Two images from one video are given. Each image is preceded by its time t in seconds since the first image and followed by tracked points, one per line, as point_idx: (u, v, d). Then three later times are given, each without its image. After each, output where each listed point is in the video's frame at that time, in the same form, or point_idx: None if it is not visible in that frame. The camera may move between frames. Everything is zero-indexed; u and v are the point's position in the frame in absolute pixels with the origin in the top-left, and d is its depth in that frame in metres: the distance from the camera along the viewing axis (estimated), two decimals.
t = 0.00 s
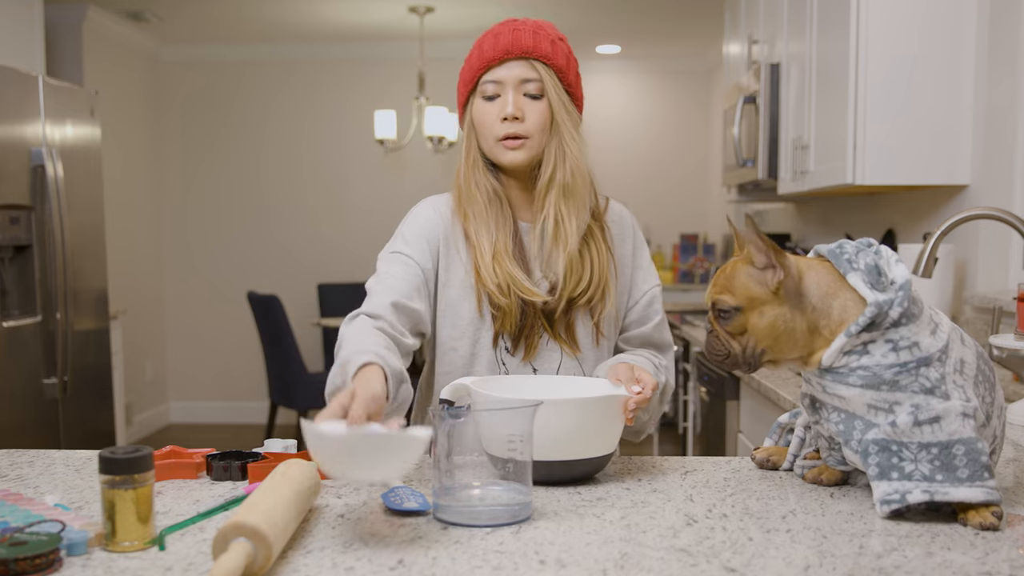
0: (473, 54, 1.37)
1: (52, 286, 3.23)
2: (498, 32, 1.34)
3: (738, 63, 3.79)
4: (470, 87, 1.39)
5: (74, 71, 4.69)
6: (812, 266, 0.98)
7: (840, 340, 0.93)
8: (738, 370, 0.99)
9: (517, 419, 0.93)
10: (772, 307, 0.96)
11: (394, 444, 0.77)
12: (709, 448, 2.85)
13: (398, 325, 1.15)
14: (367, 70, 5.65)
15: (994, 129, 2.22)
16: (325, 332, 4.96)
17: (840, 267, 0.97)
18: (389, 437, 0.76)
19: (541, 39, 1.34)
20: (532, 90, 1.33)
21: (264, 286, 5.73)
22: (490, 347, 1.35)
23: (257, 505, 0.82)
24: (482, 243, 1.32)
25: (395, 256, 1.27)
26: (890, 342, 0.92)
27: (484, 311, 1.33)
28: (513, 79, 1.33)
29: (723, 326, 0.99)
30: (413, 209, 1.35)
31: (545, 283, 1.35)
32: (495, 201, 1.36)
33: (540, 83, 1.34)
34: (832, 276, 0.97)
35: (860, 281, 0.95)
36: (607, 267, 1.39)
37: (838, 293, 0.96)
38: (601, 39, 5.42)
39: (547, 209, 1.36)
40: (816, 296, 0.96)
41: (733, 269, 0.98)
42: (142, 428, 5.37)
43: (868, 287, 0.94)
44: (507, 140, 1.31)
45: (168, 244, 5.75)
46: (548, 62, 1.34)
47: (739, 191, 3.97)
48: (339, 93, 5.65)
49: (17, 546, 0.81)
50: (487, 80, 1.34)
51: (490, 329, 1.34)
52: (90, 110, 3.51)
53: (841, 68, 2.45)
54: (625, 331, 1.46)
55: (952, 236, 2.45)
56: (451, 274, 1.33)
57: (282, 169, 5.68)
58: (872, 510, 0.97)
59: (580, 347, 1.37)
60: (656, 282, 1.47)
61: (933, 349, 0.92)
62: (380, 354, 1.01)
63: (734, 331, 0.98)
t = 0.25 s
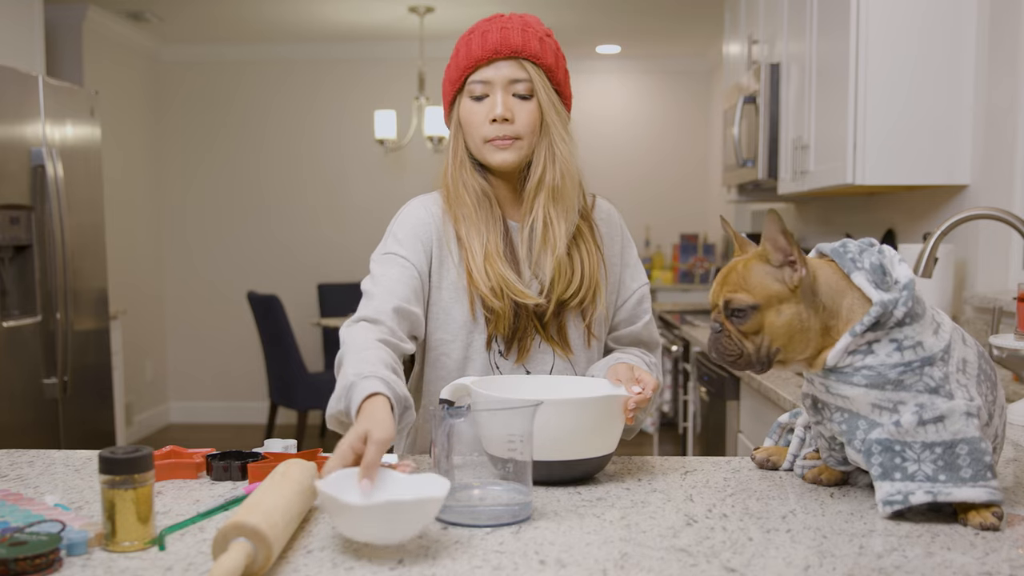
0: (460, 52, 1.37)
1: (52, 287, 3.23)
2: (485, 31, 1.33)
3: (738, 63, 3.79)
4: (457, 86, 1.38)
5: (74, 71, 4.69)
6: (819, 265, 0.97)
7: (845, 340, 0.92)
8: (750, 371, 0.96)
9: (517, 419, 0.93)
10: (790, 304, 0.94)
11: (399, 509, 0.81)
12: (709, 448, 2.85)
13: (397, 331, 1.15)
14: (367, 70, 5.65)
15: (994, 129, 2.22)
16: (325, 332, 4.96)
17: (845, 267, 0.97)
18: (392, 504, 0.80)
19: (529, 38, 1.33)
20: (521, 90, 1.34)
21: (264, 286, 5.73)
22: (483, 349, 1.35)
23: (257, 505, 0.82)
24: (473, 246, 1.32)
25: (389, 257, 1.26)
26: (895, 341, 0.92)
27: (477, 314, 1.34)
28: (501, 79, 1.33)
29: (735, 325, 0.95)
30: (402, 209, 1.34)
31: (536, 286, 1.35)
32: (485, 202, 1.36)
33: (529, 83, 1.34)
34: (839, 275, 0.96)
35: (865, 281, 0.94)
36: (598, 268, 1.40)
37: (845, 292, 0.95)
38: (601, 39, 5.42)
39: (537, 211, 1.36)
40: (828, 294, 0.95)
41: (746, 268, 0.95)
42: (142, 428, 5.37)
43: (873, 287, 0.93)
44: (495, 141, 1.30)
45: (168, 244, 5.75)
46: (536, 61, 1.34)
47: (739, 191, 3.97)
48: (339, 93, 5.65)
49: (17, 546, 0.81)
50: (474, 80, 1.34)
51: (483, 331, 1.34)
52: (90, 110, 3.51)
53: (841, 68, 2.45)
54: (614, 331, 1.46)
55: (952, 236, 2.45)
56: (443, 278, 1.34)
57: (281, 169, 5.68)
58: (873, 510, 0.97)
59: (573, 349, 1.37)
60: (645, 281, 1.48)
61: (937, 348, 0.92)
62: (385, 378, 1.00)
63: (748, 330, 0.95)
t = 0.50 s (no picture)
0: (459, 53, 1.37)
1: (52, 286, 3.23)
2: (486, 32, 1.33)
3: (738, 63, 3.79)
4: (456, 87, 1.38)
5: (74, 71, 4.68)
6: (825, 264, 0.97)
7: (848, 340, 0.92)
8: (760, 371, 0.95)
9: (518, 419, 0.94)
10: (801, 304, 0.93)
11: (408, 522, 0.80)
12: (709, 448, 2.85)
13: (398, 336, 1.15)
14: (367, 70, 5.65)
15: (994, 129, 2.22)
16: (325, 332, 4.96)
17: (848, 266, 0.96)
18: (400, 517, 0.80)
19: (530, 40, 1.34)
20: (521, 93, 1.34)
21: (264, 286, 5.73)
22: (484, 349, 1.34)
23: (257, 505, 0.82)
24: (473, 249, 1.32)
25: (389, 258, 1.27)
26: (898, 341, 0.92)
27: (478, 315, 1.34)
28: (502, 82, 1.33)
29: (745, 325, 0.94)
30: (401, 210, 1.34)
31: (536, 287, 1.35)
32: (485, 203, 1.36)
33: (530, 85, 1.34)
34: (844, 273, 0.96)
35: (868, 280, 0.94)
36: (598, 270, 1.40)
37: (848, 292, 0.95)
38: (601, 39, 5.42)
39: (537, 214, 1.36)
40: (836, 293, 0.95)
41: (756, 267, 0.94)
42: (142, 428, 5.37)
43: (877, 287, 0.93)
44: (497, 145, 1.31)
45: (168, 244, 5.75)
46: (537, 64, 1.35)
47: (739, 191, 3.97)
48: (339, 93, 5.65)
49: (17, 546, 0.81)
50: (474, 82, 1.34)
51: (483, 332, 1.34)
52: (90, 110, 3.51)
53: (841, 68, 2.45)
54: (613, 331, 1.46)
55: (952, 236, 2.45)
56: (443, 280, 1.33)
57: (281, 169, 5.68)
58: (873, 510, 0.97)
59: (573, 350, 1.37)
60: (644, 282, 1.48)
61: (940, 348, 0.92)
62: (389, 388, 0.99)
63: (759, 330, 0.94)
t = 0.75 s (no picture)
0: (463, 52, 1.37)
1: (52, 286, 3.23)
2: (490, 31, 1.33)
3: (738, 63, 3.79)
4: (460, 86, 1.39)
5: (74, 71, 4.68)
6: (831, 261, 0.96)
7: (854, 339, 0.92)
8: (769, 369, 0.95)
9: (518, 418, 0.94)
10: (809, 301, 0.93)
11: (406, 521, 0.80)
12: (709, 448, 2.85)
13: (402, 336, 1.15)
14: (367, 70, 5.65)
15: (994, 129, 2.22)
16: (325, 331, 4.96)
17: (852, 264, 0.96)
18: (399, 516, 0.80)
19: (534, 40, 1.34)
20: (525, 92, 1.34)
21: (264, 286, 5.73)
22: (486, 350, 1.34)
23: (257, 505, 0.82)
24: (475, 247, 1.32)
25: (394, 258, 1.27)
26: (903, 340, 0.92)
27: (480, 316, 1.33)
28: (505, 80, 1.33)
29: (754, 323, 0.94)
30: (406, 208, 1.34)
31: (538, 286, 1.35)
32: (487, 202, 1.37)
33: (533, 84, 1.35)
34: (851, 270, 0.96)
35: (873, 279, 0.93)
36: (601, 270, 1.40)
37: (855, 291, 0.94)
38: (601, 39, 5.42)
39: (540, 214, 1.36)
40: (844, 290, 0.94)
41: (764, 265, 0.94)
42: (142, 428, 5.37)
43: (881, 285, 0.93)
44: (500, 144, 1.31)
45: (168, 244, 5.75)
46: (541, 63, 1.35)
47: (739, 192, 3.97)
48: (339, 93, 5.65)
49: (17, 546, 0.81)
50: (478, 81, 1.34)
51: (485, 332, 1.34)
52: (90, 110, 3.51)
53: (841, 68, 2.45)
54: (616, 331, 1.46)
55: (952, 236, 2.45)
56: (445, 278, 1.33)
57: (281, 169, 5.68)
58: (873, 510, 0.97)
59: (575, 350, 1.37)
60: (648, 282, 1.48)
61: (944, 348, 0.92)
62: (389, 389, 0.99)
63: (768, 328, 0.94)
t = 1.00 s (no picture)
0: (469, 52, 1.37)
1: (52, 286, 3.23)
2: (496, 30, 1.34)
3: (738, 63, 3.79)
4: (466, 85, 1.39)
5: (74, 71, 4.68)
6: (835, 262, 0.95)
7: (858, 338, 0.92)
8: (769, 369, 0.94)
9: (518, 419, 0.93)
10: (811, 302, 0.92)
11: (405, 520, 0.80)
12: (709, 448, 2.85)
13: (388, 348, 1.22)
14: (367, 70, 5.65)
15: (994, 129, 2.22)
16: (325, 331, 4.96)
17: (857, 264, 0.95)
18: (398, 516, 0.80)
19: (540, 38, 1.34)
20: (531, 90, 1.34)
21: (264, 286, 5.73)
22: (491, 349, 1.34)
23: (257, 505, 0.82)
24: (480, 245, 1.32)
25: (386, 266, 1.29)
26: (908, 340, 0.92)
27: (485, 315, 1.34)
28: (511, 78, 1.34)
29: (754, 323, 0.94)
30: (410, 206, 1.36)
31: (543, 285, 1.35)
32: (492, 201, 1.37)
33: (539, 82, 1.35)
34: (855, 271, 0.95)
35: (878, 278, 0.93)
36: (606, 269, 1.39)
37: (860, 291, 0.93)
38: (601, 39, 5.42)
39: (547, 212, 1.36)
40: (847, 291, 0.93)
41: (764, 265, 0.93)
42: (142, 428, 5.36)
43: (888, 284, 0.92)
44: (506, 141, 1.32)
45: (168, 243, 5.75)
46: (547, 61, 1.35)
47: (739, 191, 3.97)
48: (339, 93, 5.65)
49: (17, 546, 0.81)
50: (484, 79, 1.35)
51: (490, 331, 1.34)
52: (90, 110, 3.51)
53: (841, 67, 2.45)
54: (622, 332, 1.46)
55: (952, 236, 2.45)
56: (451, 276, 1.33)
57: (282, 169, 5.68)
58: (873, 510, 0.98)
59: (580, 349, 1.37)
60: (654, 283, 1.47)
61: (948, 347, 0.92)
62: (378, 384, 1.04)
63: (767, 329, 0.93)
